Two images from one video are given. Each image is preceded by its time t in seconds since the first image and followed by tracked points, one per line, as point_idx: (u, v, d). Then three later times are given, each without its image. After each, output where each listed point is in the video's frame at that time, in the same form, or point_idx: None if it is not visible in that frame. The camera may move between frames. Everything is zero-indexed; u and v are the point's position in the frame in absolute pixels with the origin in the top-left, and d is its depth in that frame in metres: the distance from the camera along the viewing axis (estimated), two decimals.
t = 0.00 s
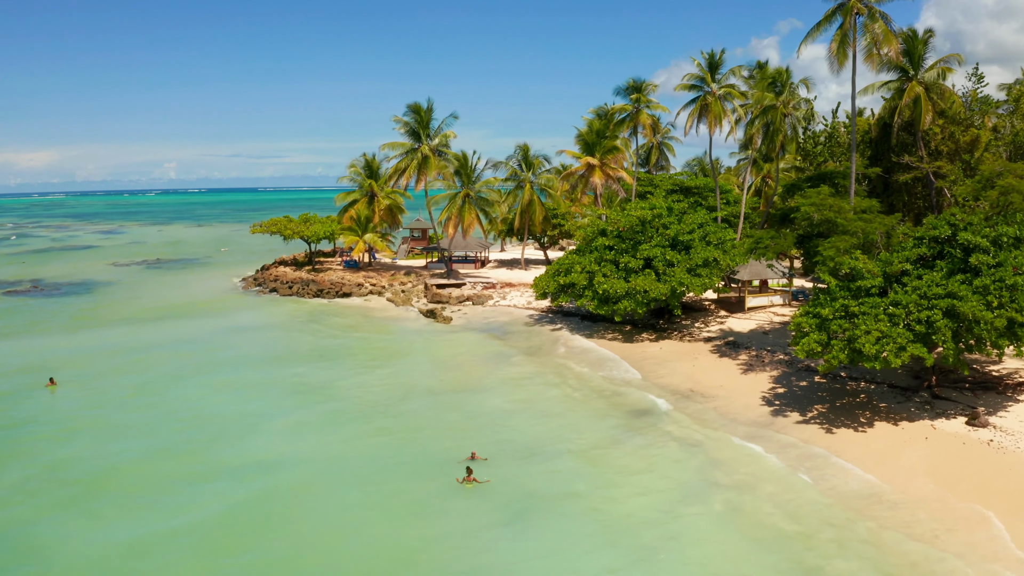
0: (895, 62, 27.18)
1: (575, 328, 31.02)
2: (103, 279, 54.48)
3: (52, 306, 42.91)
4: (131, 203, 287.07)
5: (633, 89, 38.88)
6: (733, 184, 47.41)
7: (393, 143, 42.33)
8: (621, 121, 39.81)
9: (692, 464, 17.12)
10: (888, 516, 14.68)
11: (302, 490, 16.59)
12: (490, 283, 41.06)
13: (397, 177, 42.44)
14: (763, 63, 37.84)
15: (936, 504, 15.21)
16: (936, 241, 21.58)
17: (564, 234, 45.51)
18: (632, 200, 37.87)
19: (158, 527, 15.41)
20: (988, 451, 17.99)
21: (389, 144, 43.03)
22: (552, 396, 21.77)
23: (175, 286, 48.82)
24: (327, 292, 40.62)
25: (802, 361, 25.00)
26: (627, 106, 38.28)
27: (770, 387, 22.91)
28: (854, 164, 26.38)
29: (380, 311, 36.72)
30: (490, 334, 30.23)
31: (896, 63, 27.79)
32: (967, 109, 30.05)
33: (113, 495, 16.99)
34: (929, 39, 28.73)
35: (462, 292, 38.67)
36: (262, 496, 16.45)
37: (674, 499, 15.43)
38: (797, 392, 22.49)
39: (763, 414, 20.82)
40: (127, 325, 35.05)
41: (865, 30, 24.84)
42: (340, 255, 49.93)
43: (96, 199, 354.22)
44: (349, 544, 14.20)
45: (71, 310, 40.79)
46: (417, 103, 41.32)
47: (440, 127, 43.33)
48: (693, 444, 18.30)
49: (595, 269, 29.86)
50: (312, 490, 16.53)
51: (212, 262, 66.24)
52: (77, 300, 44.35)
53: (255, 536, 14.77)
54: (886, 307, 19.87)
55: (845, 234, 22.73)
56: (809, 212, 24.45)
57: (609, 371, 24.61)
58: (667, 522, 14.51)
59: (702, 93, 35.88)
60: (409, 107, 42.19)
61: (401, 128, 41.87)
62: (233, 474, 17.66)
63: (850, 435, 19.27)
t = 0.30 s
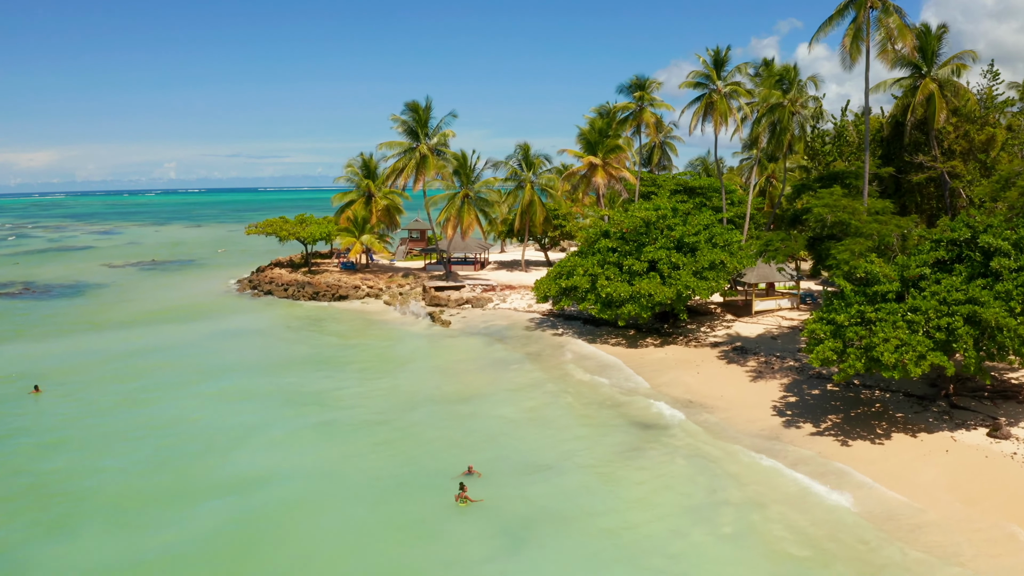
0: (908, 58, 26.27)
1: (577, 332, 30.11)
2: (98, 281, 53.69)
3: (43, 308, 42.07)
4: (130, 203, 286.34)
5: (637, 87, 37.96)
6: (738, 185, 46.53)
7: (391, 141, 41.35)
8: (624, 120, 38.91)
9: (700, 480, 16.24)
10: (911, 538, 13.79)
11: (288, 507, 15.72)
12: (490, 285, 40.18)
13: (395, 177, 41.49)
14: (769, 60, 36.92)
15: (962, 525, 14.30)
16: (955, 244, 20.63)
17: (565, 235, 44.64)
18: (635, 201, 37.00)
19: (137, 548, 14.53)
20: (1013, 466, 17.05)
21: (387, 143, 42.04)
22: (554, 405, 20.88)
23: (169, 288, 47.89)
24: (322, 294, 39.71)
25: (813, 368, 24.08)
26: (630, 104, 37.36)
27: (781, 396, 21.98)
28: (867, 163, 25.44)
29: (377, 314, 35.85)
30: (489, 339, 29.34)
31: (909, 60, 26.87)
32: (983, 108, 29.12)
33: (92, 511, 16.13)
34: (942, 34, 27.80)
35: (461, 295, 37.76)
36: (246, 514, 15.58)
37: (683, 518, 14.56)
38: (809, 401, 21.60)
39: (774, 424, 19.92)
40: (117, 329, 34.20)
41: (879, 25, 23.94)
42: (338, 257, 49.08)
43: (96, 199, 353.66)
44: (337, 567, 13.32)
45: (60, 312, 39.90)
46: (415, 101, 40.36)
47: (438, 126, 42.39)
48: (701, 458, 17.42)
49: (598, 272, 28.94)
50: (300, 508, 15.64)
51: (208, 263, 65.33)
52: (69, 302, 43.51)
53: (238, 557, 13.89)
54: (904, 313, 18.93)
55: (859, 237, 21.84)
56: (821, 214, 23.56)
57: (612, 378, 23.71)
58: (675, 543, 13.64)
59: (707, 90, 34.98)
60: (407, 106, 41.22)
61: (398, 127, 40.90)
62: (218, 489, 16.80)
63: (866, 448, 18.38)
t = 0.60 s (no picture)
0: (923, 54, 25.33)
1: (579, 337, 29.21)
2: (91, 283, 52.78)
3: (34, 311, 41.14)
4: (129, 203, 285.66)
5: (640, 84, 37.06)
6: (743, 186, 45.64)
7: (389, 141, 40.39)
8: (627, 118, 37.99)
9: (711, 498, 15.36)
10: (938, 564, 12.89)
11: (275, 528, 14.83)
12: (489, 288, 39.29)
13: (392, 177, 40.57)
14: (776, 57, 36.01)
15: (993, 549, 13.37)
16: (975, 247, 19.67)
17: (566, 237, 43.79)
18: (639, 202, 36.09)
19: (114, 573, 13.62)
20: None
21: (384, 142, 41.07)
22: (555, 416, 19.99)
23: (162, 290, 46.96)
24: (318, 297, 38.80)
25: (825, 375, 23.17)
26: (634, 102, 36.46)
27: (793, 405, 21.08)
28: (881, 162, 24.49)
29: (374, 317, 34.97)
30: (489, 344, 28.45)
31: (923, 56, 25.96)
32: (998, 105, 28.21)
33: (68, 532, 15.21)
34: (957, 29, 26.86)
35: (461, 297, 36.88)
36: (230, 535, 14.69)
37: (694, 542, 13.65)
38: (822, 410, 20.70)
39: (787, 436, 19.02)
40: (107, 333, 33.28)
41: (894, 19, 23.03)
42: (334, 258, 48.20)
43: (95, 199, 352.75)
44: None
45: (50, 316, 38.99)
46: (413, 99, 39.42)
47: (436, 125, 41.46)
48: (711, 473, 16.54)
49: (601, 275, 28.04)
50: (288, 528, 14.76)
51: (204, 264, 64.44)
52: (60, 305, 42.60)
53: None
54: (923, 320, 18.02)
55: (874, 240, 20.96)
56: (834, 215, 22.65)
57: (617, 385, 22.83)
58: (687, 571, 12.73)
59: (712, 88, 34.06)
60: (405, 104, 40.28)
61: (396, 126, 39.96)
62: (203, 507, 15.89)
63: (884, 462, 17.49)
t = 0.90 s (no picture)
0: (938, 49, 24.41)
1: (582, 342, 28.30)
2: (84, 285, 51.92)
3: (23, 313, 40.26)
4: (128, 203, 284.84)
5: (644, 81, 36.19)
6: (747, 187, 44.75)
7: (386, 140, 39.52)
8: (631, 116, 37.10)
9: (723, 519, 14.46)
10: None
11: (258, 550, 13.94)
12: (489, 290, 38.41)
13: (390, 176, 39.67)
14: (782, 54, 35.13)
15: None
16: (996, 250, 18.61)
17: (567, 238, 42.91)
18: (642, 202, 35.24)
19: None
20: None
21: (381, 141, 40.19)
22: (555, 428, 19.10)
23: (155, 293, 46.07)
24: (313, 300, 37.91)
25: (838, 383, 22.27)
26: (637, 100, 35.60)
27: (805, 415, 20.19)
28: (896, 161, 23.61)
29: (370, 321, 34.10)
30: (488, 350, 27.57)
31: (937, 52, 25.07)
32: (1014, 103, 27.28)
33: (40, 553, 14.30)
34: (972, 24, 25.95)
35: (460, 300, 36.00)
36: (211, 558, 13.79)
37: (703, 568, 12.77)
38: (837, 421, 19.80)
39: (799, 449, 18.12)
40: (96, 338, 32.41)
41: (910, 12, 22.11)
42: (331, 259, 47.33)
43: (93, 199, 351.91)
44: None
45: (40, 319, 38.12)
46: (411, 98, 38.53)
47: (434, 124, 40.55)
48: (723, 492, 15.63)
49: (604, 278, 27.16)
50: (271, 552, 13.83)
51: (200, 266, 63.60)
52: (50, 307, 41.73)
53: None
54: (945, 327, 17.09)
55: (890, 243, 20.07)
56: (849, 217, 21.74)
57: (620, 394, 21.95)
58: None
59: (718, 85, 33.17)
60: (403, 102, 39.37)
61: (393, 125, 39.04)
62: (184, 527, 14.98)
63: (905, 476, 16.58)
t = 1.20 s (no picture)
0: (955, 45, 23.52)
1: (584, 347, 27.41)
2: (77, 287, 51.04)
3: (13, 317, 39.38)
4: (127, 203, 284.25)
5: (648, 79, 35.30)
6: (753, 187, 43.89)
7: (383, 139, 38.64)
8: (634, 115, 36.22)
9: (735, 542, 13.58)
10: None
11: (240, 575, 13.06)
12: (489, 293, 37.54)
13: (388, 176, 38.78)
14: (790, 51, 34.26)
15: None
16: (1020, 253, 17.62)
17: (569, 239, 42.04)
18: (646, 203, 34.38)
19: None
20: None
21: (378, 141, 39.32)
22: (557, 442, 18.20)
23: (149, 295, 45.21)
24: (308, 302, 37.01)
25: (852, 392, 21.35)
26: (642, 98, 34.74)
27: (820, 427, 19.28)
28: (912, 161, 22.74)
29: (367, 325, 33.22)
30: (487, 356, 26.69)
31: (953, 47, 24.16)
32: None
33: None
34: (989, 18, 25.04)
35: (458, 303, 35.11)
36: None
37: None
38: (852, 433, 18.91)
39: (815, 464, 17.20)
40: (85, 343, 31.52)
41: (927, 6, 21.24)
42: (328, 261, 46.46)
43: (93, 199, 351.23)
44: None
45: (29, 323, 37.25)
46: (409, 96, 37.65)
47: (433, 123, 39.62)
48: (735, 512, 14.73)
49: (608, 281, 26.27)
50: None
51: (196, 267, 62.75)
52: (41, 311, 40.85)
53: None
54: (969, 336, 16.18)
55: (909, 247, 19.16)
56: (864, 219, 20.83)
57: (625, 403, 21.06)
58: None
59: (724, 83, 32.28)
60: (401, 101, 38.49)
61: (391, 124, 38.13)
62: (163, 550, 14.09)
63: (927, 494, 15.68)
